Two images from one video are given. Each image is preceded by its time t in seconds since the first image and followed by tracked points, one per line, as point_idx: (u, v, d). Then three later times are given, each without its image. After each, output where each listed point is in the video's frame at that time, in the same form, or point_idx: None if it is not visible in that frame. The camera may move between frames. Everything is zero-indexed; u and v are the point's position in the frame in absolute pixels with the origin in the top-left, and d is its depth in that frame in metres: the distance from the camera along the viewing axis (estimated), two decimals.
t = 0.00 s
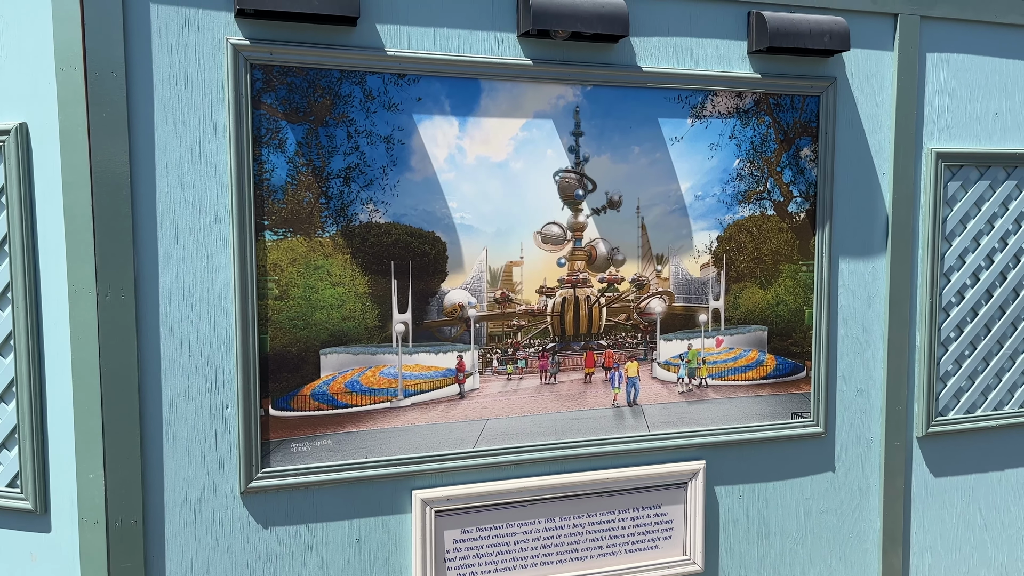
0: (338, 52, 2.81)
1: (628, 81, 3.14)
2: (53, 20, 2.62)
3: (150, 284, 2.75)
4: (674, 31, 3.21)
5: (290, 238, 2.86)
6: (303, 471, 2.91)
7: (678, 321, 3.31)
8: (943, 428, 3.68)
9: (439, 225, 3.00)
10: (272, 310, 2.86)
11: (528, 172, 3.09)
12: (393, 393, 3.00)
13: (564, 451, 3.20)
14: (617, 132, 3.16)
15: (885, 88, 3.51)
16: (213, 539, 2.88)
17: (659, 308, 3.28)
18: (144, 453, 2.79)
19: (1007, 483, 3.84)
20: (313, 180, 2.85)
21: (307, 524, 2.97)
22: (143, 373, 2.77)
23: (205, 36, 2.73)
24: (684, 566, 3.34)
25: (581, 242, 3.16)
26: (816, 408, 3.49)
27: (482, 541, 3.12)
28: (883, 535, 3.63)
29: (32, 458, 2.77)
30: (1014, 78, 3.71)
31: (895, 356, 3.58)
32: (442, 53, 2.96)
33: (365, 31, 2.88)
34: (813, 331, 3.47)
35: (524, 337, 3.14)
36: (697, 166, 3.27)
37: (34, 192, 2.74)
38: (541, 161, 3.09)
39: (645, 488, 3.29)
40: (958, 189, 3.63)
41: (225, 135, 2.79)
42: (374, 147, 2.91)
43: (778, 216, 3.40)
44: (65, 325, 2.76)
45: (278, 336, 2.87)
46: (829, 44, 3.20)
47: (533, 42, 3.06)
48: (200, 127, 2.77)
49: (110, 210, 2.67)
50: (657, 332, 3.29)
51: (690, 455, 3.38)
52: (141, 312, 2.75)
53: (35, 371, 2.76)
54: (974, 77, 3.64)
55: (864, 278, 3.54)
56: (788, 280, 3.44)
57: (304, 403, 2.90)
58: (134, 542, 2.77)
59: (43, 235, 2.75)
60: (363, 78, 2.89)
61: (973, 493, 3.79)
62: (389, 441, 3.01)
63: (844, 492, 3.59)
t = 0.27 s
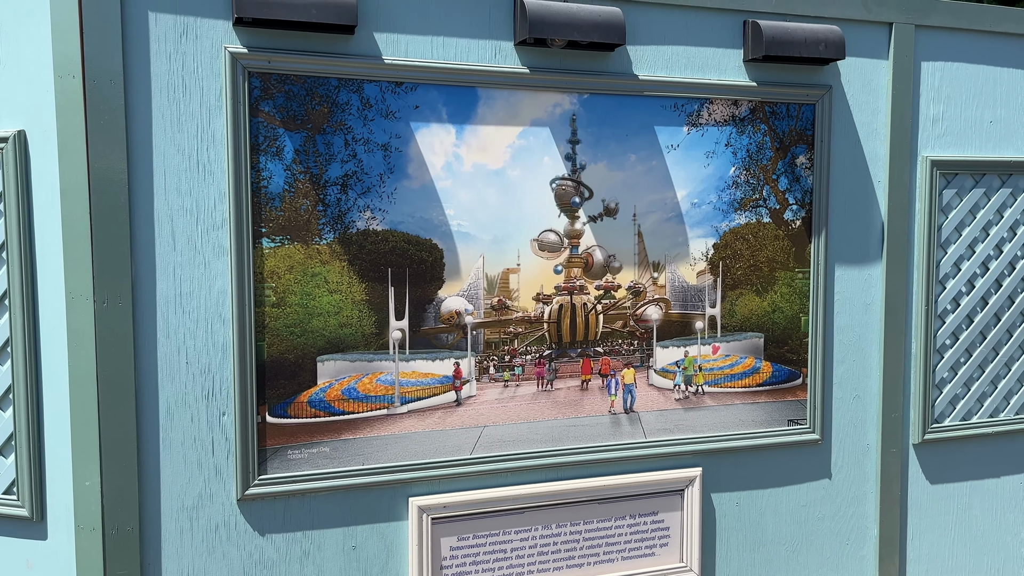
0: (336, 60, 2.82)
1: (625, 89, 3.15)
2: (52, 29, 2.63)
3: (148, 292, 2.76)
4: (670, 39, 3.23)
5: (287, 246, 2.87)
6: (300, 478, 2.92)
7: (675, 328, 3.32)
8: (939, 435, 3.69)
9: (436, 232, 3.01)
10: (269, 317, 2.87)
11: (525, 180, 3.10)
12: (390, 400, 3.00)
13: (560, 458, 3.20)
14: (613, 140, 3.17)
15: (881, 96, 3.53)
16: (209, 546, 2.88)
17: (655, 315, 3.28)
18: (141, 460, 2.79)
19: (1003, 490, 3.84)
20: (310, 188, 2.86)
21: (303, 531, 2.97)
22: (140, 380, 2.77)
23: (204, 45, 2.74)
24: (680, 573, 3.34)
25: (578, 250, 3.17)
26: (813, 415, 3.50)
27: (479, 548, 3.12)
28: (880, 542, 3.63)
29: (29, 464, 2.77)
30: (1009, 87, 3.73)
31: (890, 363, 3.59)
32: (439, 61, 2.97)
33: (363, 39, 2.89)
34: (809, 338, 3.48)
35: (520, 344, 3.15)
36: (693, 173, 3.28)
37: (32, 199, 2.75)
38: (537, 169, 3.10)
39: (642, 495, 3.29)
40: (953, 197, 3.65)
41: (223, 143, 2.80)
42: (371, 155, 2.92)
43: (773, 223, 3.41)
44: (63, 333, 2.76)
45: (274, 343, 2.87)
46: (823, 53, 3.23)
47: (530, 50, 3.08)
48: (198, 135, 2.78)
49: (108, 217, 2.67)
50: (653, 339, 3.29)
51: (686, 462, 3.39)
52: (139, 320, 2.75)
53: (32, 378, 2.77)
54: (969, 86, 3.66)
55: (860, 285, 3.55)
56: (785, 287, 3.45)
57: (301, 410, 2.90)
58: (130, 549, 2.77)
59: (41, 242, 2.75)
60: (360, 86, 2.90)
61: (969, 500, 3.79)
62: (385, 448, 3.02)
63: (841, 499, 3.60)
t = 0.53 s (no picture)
0: (336, 69, 2.83)
1: (624, 97, 3.16)
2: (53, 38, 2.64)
3: (148, 301, 2.76)
4: (669, 48, 3.24)
5: (288, 254, 2.87)
6: (300, 487, 2.91)
7: (675, 336, 3.32)
8: (939, 442, 3.68)
9: (437, 241, 3.01)
10: (270, 325, 2.87)
11: (525, 188, 3.11)
12: (390, 408, 3.00)
13: (561, 466, 3.20)
14: (613, 148, 3.18)
15: (879, 103, 3.54)
16: (209, 555, 2.87)
17: (655, 322, 3.28)
18: (141, 469, 2.79)
19: (1004, 497, 3.84)
20: (311, 197, 2.87)
21: (303, 540, 2.96)
22: (141, 389, 2.77)
23: (204, 54, 2.75)
24: None
25: (578, 257, 3.17)
26: (813, 423, 3.50)
27: (479, 556, 3.12)
28: (881, 550, 3.62)
29: (29, 473, 2.77)
30: (1007, 94, 3.74)
31: (890, 370, 3.59)
32: (439, 69, 2.98)
33: (363, 48, 2.90)
34: (809, 345, 3.49)
35: (521, 352, 3.15)
36: (693, 181, 3.29)
37: (33, 208, 2.76)
38: (537, 177, 3.11)
39: (643, 503, 3.29)
40: (952, 204, 3.66)
41: (223, 152, 2.81)
42: (372, 163, 2.93)
43: (773, 231, 3.41)
44: (63, 341, 2.76)
45: (275, 351, 2.88)
46: (823, 61, 3.24)
47: (529, 58, 3.09)
48: (199, 144, 2.78)
49: (109, 226, 2.68)
50: (654, 347, 3.29)
51: (687, 470, 3.39)
52: (139, 329, 2.76)
53: (32, 387, 2.77)
54: (968, 93, 3.67)
55: (860, 293, 3.55)
56: (784, 294, 3.45)
57: (302, 419, 2.90)
58: (130, 558, 2.76)
59: (42, 251, 2.76)
60: (361, 94, 2.91)
61: (970, 508, 3.79)
62: (386, 456, 3.01)
63: (842, 506, 3.59)
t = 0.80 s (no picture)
0: (335, 76, 2.84)
1: (622, 103, 3.17)
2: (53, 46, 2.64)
3: (147, 308, 2.76)
4: (667, 53, 3.25)
5: (287, 261, 2.87)
6: (300, 494, 2.91)
7: (675, 341, 3.32)
8: (940, 446, 3.68)
9: (436, 247, 3.01)
10: (269, 331, 2.87)
11: (524, 194, 3.11)
12: (389, 414, 3.00)
13: (560, 472, 3.19)
14: (611, 153, 3.18)
15: (878, 108, 3.54)
16: (209, 562, 2.87)
17: (655, 327, 3.28)
18: (141, 476, 2.79)
19: (1006, 502, 3.83)
20: (310, 204, 2.87)
21: (303, 546, 2.96)
22: (140, 396, 2.77)
23: (203, 62, 2.76)
24: None
25: (577, 263, 3.18)
26: (813, 427, 3.49)
27: (479, 563, 3.11)
28: (882, 555, 3.61)
29: (28, 481, 2.77)
30: (1005, 99, 3.74)
31: (890, 375, 3.59)
32: (437, 76, 2.99)
33: (361, 55, 2.91)
34: (809, 350, 3.48)
35: (520, 357, 3.14)
36: (692, 186, 3.29)
37: (33, 216, 2.76)
38: (536, 183, 3.11)
39: (643, 508, 3.28)
40: (951, 209, 3.66)
41: (222, 159, 2.82)
42: (370, 170, 2.93)
43: (772, 235, 3.42)
44: (62, 349, 2.76)
45: (274, 358, 2.88)
46: (820, 66, 3.25)
47: (527, 65, 3.10)
48: (198, 151, 2.79)
49: (108, 234, 2.69)
50: (653, 352, 3.29)
51: (687, 475, 3.38)
52: (139, 336, 2.76)
53: (31, 395, 2.77)
54: (966, 98, 3.68)
55: (859, 297, 3.55)
56: (784, 299, 3.45)
57: (301, 425, 2.90)
58: (129, 565, 2.76)
59: (41, 259, 2.76)
60: (359, 101, 2.91)
61: (971, 512, 3.78)
62: (385, 463, 3.01)
63: (843, 511, 3.59)
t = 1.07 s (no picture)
0: (334, 80, 2.84)
1: (621, 105, 3.17)
2: (52, 52, 2.65)
3: (147, 312, 2.76)
4: (666, 56, 3.25)
5: (286, 265, 2.87)
6: (300, 498, 2.91)
7: (675, 343, 3.31)
8: (941, 448, 3.67)
9: (435, 250, 3.01)
10: (268, 335, 2.87)
11: (523, 197, 3.11)
12: (389, 418, 3.00)
13: (561, 475, 3.19)
14: (610, 156, 3.18)
15: (877, 109, 3.54)
16: (209, 567, 2.87)
17: (655, 330, 3.28)
18: (141, 480, 2.79)
19: (1008, 503, 3.82)
20: (309, 207, 2.87)
21: (304, 550, 2.96)
22: (140, 401, 2.77)
23: (202, 66, 2.76)
24: None
25: (576, 265, 3.17)
26: (814, 429, 3.49)
27: (480, 566, 3.11)
28: (885, 557, 3.60)
29: (28, 486, 2.77)
30: (1005, 99, 3.74)
31: (891, 376, 3.58)
32: (435, 79, 2.99)
33: (360, 59, 2.91)
34: (810, 352, 3.48)
35: (520, 360, 3.14)
36: (691, 188, 3.29)
37: (32, 221, 2.76)
38: (535, 186, 3.11)
39: (644, 511, 3.27)
40: (952, 210, 3.65)
41: (221, 163, 2.82)
42: (369, 173, 2.93)
43: (772, 237, 3.41)
44: (62, 354, 2.77)
45: (274, 362, 2.88)
46: (819, 67, 3.25)
47: (526, 67, 3.10)
48: (198, 155, 2.79)
49: (107, 239, 2.69)
50: (653, 354, 3.29)
51: (688, 478, 3.37)
52: (138, 340, 2.76)
53: (31, 400, 2.77)
54: (965, 99, 3.67)
55: (860, 299, 3.55)
56: (784, 301, 3.45)
57: (301, 429, 2.90)
58: (130, 570, 2.76)
59: (41, 263, 2.76)
60: (358, 105, 2.91)
61: (973, 513, 3.77)
62: (385, 466, 3.01)
63: (845, 513, 3.58)
